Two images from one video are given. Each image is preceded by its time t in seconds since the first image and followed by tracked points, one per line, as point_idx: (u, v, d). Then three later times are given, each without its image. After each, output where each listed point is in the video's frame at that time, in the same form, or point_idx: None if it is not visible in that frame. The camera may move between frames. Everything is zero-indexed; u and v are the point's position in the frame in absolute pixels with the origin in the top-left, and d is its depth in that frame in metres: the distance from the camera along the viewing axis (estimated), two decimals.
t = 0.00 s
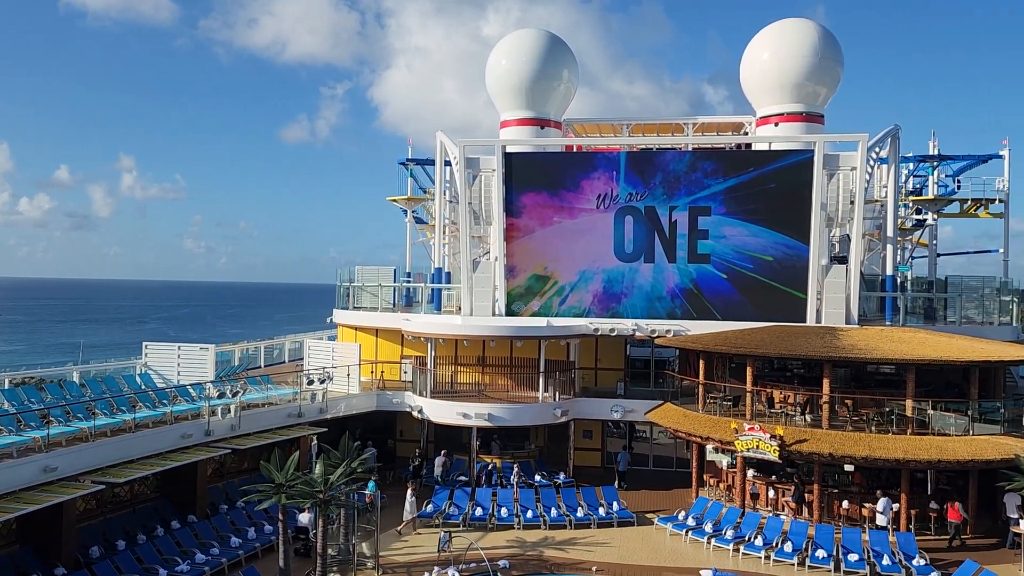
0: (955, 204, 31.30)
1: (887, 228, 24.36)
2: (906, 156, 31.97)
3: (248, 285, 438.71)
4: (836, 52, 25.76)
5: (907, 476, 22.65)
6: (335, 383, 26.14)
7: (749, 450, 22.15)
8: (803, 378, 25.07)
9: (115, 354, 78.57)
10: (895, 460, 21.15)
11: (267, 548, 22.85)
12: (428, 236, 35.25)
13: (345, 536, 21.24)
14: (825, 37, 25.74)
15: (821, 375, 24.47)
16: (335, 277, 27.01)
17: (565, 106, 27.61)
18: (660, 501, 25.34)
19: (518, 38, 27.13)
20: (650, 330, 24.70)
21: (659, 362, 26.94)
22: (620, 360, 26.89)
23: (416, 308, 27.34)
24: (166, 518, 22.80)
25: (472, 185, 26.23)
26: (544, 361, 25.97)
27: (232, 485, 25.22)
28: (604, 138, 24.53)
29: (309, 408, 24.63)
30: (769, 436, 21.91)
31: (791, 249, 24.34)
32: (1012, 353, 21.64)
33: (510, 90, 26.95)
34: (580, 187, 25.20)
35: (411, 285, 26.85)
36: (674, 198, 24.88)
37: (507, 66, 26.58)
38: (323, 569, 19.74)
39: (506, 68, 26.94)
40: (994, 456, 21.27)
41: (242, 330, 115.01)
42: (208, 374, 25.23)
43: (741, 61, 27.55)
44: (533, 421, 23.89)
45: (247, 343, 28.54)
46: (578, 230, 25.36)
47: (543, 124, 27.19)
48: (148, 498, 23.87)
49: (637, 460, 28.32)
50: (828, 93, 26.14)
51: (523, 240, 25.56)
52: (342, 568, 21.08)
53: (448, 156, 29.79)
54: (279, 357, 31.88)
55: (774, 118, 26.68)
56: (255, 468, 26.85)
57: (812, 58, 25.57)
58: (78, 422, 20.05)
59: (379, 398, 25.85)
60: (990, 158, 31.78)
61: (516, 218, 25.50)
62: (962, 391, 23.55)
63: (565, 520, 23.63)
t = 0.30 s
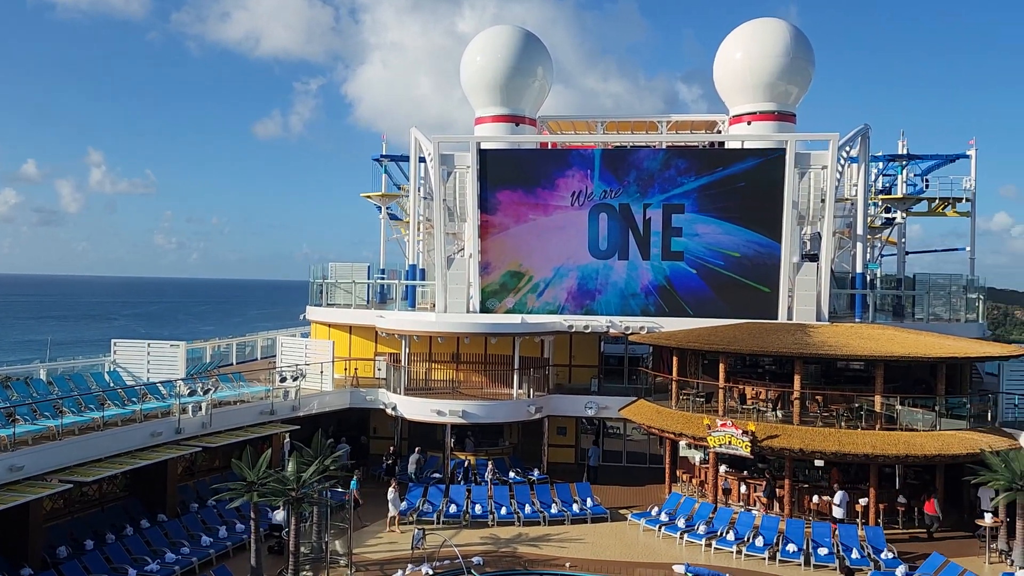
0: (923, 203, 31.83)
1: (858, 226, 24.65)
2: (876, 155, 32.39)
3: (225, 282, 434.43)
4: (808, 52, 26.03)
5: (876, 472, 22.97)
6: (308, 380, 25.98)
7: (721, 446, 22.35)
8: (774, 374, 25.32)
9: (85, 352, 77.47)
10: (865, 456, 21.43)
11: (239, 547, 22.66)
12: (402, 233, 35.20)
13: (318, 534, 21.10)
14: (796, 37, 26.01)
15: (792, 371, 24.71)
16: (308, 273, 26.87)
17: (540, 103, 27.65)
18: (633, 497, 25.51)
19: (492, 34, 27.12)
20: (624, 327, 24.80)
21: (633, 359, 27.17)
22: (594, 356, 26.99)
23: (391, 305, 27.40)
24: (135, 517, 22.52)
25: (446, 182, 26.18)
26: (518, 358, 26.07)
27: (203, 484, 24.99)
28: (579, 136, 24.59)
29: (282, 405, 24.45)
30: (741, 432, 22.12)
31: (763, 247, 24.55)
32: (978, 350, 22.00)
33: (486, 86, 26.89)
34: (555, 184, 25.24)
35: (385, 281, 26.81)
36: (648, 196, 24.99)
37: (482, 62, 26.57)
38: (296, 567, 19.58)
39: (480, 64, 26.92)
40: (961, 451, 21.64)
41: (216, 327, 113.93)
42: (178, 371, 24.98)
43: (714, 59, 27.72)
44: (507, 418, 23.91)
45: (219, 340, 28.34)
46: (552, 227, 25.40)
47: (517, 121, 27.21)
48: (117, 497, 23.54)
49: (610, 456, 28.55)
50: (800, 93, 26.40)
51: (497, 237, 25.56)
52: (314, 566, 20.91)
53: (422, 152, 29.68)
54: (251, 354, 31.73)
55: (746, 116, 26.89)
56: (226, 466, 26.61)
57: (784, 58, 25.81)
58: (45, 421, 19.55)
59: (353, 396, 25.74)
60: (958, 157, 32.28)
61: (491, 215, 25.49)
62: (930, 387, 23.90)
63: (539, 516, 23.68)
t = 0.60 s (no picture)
0: (891, 201, 32.29)
1: (827, 224, 24.95)
2: (845, 154, 32.80)
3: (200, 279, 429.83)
4: (779, 51, 26.27)
5: (843, 466, 23.26)
6: (279, 377, 25.76)
7: (693, 442, 22.54)
8: (745, 370, 25.55)
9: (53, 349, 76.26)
10: (833, 450, 21.71)
11: (207, 545, 22.41)
12: (375, 229, 35.09)
13: (289, 532, 20.92)
14: (768, 36, 26.24)
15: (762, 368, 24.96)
16: (279, 269, 26.71)
17: (513, 100, 27.67)
18: (605, 493, 25.61)
19: (465, 30, 27.09)
20: (597, 324, 24.85)
21: (605, 355, 27.28)
22: (567, 353, 27.07)
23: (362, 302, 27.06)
24: (102, 516, 22.25)
25: (419, 178, 26.12)
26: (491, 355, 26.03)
27: (172, 482, 24.72)
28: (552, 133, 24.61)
29: (252, 403, 24.24)
30: (711, 428, 22.28)
31: (734, 244, 24.75)
32: (943, 347, 22.36)
33: (459, 82, 26.87)
34: (528, 181, 25.24)
35: (357, 277, 26.71)
36: (620, 193, 25.09)
37: (456, 58, 26.55)
38: (266, 565, 19.39)
39: (453, 61, 26.88)
40: (926, 445, 22.00)
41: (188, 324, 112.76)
42: (146, 368, 24.72)
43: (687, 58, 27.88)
44: (480, 415, 23.92)
45: (187, 337, 28.16)
46: (525, 223, 25.41)
47: (490, 118, 27.21)
48: (83, 496, 23.29)
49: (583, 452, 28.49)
50: (771, 92, 26.66)
51: (470, 233, 25.53)
52: (284, 565, 20.68)
53: (395, 148, 29.57)
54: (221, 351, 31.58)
55: (718, 115, 27.09)
56: (196, 464, 26.36)
57: (756, 58, 26.04)
58: (8, 418, 18.93)
59: (324, 393, 25.60)
60: (924, 157, 32.80)
61: (464, 211, 25.45)
62: (896, 383, 24.26)
63: (511, 513, 23.74)
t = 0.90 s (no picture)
0: (858, 200, 32.74)
1: (796, 222, 25.22)
2: (813, 153, 33.19)
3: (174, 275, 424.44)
4: (750, 50, 26.50)
5: (810, 461, 23.56)
6: (248, 373, 25.51)
7: (663, 438, 22.71)
8: (715, 367, 25.76)
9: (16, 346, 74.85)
10: (800, 445, 21.98)
11: (175, 544, 22.15)
12: (346, 224, 35.01)
13: (258, 530, 20.64)
14: (739, 35, 26.46)
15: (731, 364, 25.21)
16: (248, 265, 26.49)
17: (486, 96, 27.68)
18: (577, 489, 25.72)
19: (438, 26, 27.05)
20: (568, 321, 24.93)
21: (577, 352, 27.38)
22: (538, 349, 27.15)
23: (334, 297, 27.28)
24: (67, 516, 21.88)
25: (390, 174, 26.04)
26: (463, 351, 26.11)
27: (138, 480, 24.41)
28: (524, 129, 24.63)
29: (221, 400, 23.94)
30: (681, 424, 22.52)
31: (705, 242, 24.94)
32: (908, 343, 22.73)
33: (431, 78, 26.83)
34: (500, 177, 25.23)
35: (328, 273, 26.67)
36: (592, 190, 25.16)
37: (428, 53, 26.50)
38: (234, 564, 19.09)
39: (425, 56, 26.85)
40: (891, 440, 22.36)
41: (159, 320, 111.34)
42: (112, 365, 24.41)
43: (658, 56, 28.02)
44: (453, 411, 23.90)
45: (154, 333, 27.93)
46: (497, 220, 25.40)
47: (463, 114, 27.19)
48: (48, 495, 22.90)
49: (554, 448, 28.68)
50: (741, 91, 26.89)
51: (442, 229, 25.47)
52: (254, 564, 20.28)
53: (366, 143, 29.42)
54: (189, 348, 31.32)
55: (690, 113, 27.25)
56: (163, 462, 26.03)
57: (726, 56, 26.24)
58: None
59: (294, 389, 25.41)
60: (891, 156, 33.29)
61: (436, 207, 25.38)
62: (863, 378, 24.60)
63: (482, 509, 23.75)
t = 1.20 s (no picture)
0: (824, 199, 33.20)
1: (762, 220, 25.50)
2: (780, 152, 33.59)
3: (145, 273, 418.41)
4: (718, 50, 26.72)
5: (776, 456, 23.80)
6: (214, 372, 25.21)
7: (632, 434, 22.83)
8: (683, 364, 25.86)
9: None
10: (766, 441, 22.22)
11: (138, 544, 21.84)
12: (314, 221, 34.91)
13: (225, 530, 20.43)
14: (707, 35, 26.66)
15: (699, 361, 25.40)
16: (214, 262, 26.21)
17: (455, 93, 27.68)
18: (545, 486, 25.80)
19: (407, 22, 27.00)
20: (538, 318, 24.99)
21: (546, 349, 27.44)
22: (508, 347, 27.19)
23: (301, 295, 26.80)
24: (27, 517, 21.43)
25: (359, 170, 25.91)
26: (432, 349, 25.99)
27: (101, 480, 24.01)
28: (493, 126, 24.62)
29: (186, 398, 23.65)
30: (650, 420, 22.65)
31: (673, 240, 25.11)
32: (872, 340, 23.09)
33: (400, 74, 26.77)
34: (470, 174, 25.20)
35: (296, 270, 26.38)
36: (561, 188, 25.20)
37: (398, 49, 26.48)
38: (200, 564, 18.81)
39: (394, 52, 26.80)
40: (854, 435, 22.69)
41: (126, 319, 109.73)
42: (74, 363, 24.00)
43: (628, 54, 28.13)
44: (422, 409, 23.85)
45: (117, 331, 27.60)
46: (466, 217, 25.37)
47: (433, 111, 27.17)
48: (7, 497, 22.08)
49: (523, 446, 28.81)
50: (709, 90, 27.11)
51: (411, 226, 25.38)
52: (219, 564, 20.11)
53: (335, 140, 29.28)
54: (153, 346, 30.94)
55: (658, 111, 27.42)
56: (127, 462, 25.66)
57: (695, 56, 26.43)
58: None
59: (261, 387, 25.20)
60: (855, 156, 33.82)
61: (405, 204, 25.29)
62: (827, 375, 24.96)
63: (451, 507, 23.71)
